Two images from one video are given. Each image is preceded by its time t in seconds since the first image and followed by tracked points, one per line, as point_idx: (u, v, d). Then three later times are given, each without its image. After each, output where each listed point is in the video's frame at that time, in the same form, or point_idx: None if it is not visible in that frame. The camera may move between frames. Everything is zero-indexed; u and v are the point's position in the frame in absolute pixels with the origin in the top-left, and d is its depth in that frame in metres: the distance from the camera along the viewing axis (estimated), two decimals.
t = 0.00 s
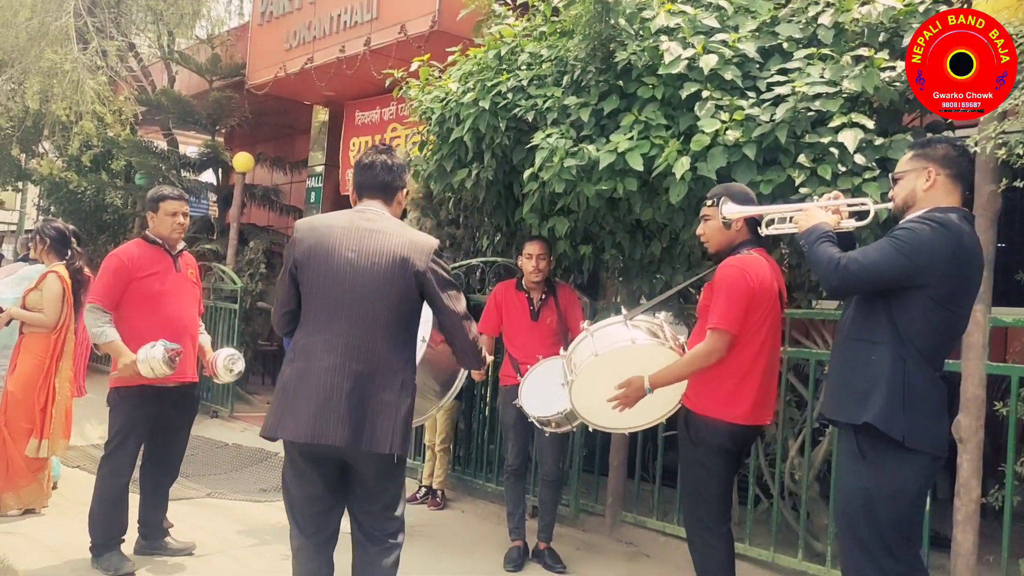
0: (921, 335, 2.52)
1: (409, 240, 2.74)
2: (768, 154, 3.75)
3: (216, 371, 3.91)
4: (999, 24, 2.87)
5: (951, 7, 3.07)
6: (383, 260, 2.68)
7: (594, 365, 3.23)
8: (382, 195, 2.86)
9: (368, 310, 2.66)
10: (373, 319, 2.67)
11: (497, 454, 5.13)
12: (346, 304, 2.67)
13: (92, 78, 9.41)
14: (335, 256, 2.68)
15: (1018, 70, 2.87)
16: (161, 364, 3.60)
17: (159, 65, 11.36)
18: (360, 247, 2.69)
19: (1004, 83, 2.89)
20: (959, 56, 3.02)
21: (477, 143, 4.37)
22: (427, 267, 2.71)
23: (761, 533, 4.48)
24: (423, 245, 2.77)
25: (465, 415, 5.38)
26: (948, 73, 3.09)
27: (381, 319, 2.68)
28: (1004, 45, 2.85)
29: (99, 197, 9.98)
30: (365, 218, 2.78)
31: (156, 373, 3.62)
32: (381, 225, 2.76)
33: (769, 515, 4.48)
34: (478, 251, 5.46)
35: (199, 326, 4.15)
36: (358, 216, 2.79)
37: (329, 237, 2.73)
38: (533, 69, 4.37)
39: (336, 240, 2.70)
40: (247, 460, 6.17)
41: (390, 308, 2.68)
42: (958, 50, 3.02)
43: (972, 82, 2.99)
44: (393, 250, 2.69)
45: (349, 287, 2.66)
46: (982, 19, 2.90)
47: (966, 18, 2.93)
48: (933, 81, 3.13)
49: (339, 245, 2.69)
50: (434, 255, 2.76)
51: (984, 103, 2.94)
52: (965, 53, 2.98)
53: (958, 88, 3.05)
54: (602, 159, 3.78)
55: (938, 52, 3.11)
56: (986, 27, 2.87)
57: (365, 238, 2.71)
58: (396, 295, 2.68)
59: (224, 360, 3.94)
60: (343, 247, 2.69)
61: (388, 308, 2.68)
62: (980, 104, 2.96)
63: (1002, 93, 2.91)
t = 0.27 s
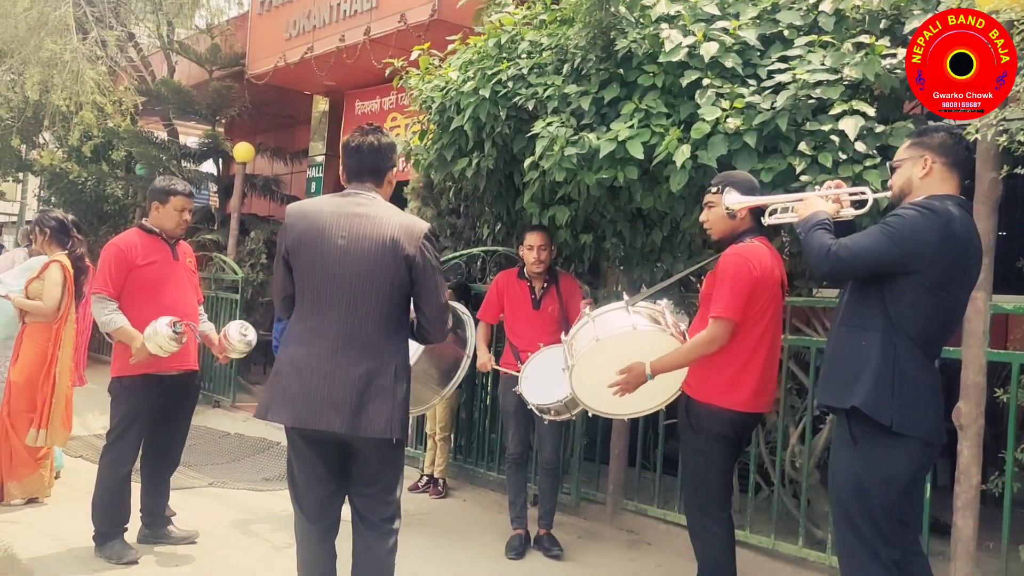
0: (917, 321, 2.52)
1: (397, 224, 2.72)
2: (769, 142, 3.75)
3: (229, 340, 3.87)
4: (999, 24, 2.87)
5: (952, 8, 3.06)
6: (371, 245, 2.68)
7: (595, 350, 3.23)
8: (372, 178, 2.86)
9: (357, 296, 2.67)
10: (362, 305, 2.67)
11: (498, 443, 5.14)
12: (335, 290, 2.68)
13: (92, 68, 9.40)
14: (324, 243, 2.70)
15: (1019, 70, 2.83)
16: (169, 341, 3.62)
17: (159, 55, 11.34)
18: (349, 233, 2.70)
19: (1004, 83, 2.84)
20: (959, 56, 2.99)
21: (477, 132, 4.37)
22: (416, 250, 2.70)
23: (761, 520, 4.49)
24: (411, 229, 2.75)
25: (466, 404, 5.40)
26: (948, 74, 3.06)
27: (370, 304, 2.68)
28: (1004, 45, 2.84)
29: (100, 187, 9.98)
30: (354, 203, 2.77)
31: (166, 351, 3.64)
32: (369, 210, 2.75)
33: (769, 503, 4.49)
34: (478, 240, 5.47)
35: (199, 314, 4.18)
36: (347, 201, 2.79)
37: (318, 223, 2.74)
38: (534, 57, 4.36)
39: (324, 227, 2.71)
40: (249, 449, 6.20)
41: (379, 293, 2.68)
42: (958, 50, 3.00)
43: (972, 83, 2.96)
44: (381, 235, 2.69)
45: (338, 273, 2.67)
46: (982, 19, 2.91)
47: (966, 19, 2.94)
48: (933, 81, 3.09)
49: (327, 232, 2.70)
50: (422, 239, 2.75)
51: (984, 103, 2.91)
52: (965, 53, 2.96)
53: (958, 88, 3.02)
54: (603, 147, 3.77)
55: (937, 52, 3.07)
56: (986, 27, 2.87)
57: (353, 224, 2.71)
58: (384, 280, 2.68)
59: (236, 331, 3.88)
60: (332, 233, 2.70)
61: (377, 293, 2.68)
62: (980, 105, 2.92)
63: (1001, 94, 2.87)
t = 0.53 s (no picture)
0: (921, 318, 2.52)
1: (389, 214, 2.70)
2: (772, 139, 3.74)
3: (232, 338, 3.90)
4: (999, 25, 2.88)
5: (950, 9, 3.07)
6: (364, 237, 2.65)
7: (600, 347, 3.23)
8: (356, 165, 2.82)
9: (353, 289, 2.66)
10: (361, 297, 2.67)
11: (500, 439, 5.14)
12: (332, 284, 2.66)
13: (93, 65, 9.40)
14: (317, 236, 2.67)
15: (1018, 70, 2.85)
16: (175, 329, 3.63)
17: (160, 52, 11.33)
18: (341, 225, 2.67)
19: (1004, 83, 2.86)
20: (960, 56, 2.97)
21: (479, 128, 4.36)
22: (408, 239, 2.69)
23: (763, 517, 4.49)
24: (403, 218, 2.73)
25: (468, 401, 5.40)
26: (948, 74, 3.05)
27: (367, 296, 2.67)
28: (1004, 46, 2.85)
29: (101, 184, 9.97)
30: (343, 194, 2.74)
31: (173, 340, 3.64)
32: (359, 200, 2.72)
33: (772, 499, 4.49)
34: (480, 237, 5.46)
35: (200, 312, 4.17)
36: (336, 192, 2.75)
37: (309, 216, 2.72)
38: (536, 53, 4.34)
39: (315, 220, 2.68)
40: (251, 446, 6.20)
41: (377, 285, 2.67)
42: (958, 50, 2.99)
43: (972, 83, 2.96)
44: (373, 226, 2.67)
45: (333, 267, 2.66)
46: (981, 19, 2.92)
47: (966, 19, 2.95)
48: (933, 81, 3.07)
49: (319, 226, 2.68)
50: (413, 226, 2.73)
51: (984, 103, 2.91)
52: (965, 53, 2.96)
53: (958, 89, 3.02)
54: (605, 144, 3.76)
55: (938, 52, 3.05)
56: (986, 27, 2.88)
57: (344, 216, 2.68)
58: (380, 272, 2.66)
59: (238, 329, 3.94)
60: (324, 226, 2.68)
61: (374, 285, 2.67)
62: (980, 104, 2.92)
63: (1001, 93, 2.87)
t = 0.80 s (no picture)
0: (920, 322, 2.52)
1: (377, 215, 2.68)
2: (772, 141, 3.75)
3: (225, 336, 3.83)
4: (999, 24, 2.88)
5: (951, 8, 3.05)
6: (351, 239, 2.64)
7: (603, 351, 3.23)
8: (339, 170, 2.80)
9: (344, 292, 2.65)
10: (353, 299, 2.66)
11: (500, 441, 5.14)
12: (324, 287, 2.66)
13: (94, 67, 9.41)
14: (307, 240, 2.67)
15: (1018, 70, 2.85)
16: (184, 334, 3.62)
17: (161, 54, 11.34)
18: (329, 228, 2.66)
19: (1004, 84, 2.87)
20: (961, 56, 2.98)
21: (480, 131, 4.36)
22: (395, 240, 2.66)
23: (764, 519, 4.50)
24: (392, 218, 2.71)
25: (469, 403, 5.40)
26: (948, 73, 3.06)
27: (360, 299, 2.66)
28: (1004, 46, 2.86)
29: (102, 186, 9.98)
30: (331, 197, 2.73)
31: (182, 345, 3.63)
32: (347, 203, 2.71)
33: (772, 502, 4.49)
34: (480, 239, 5.47)
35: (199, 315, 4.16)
36: (324, 195, 2.74)
37: (299, 220, 2.71)
38: (537, 56, 4.34)
39: (304, 224, 2.68)
40: (251, 448, 6.20)
41: (368, 286, 2.66)
42: (958, 50, 3.00)
43: (972, 83, 2.97)
44: (360, 228, 2.65)
45: (323, 270, 2.65)
46: (981, 19, 2.91)
47: (966, 19, 2.94)
48: (932, 80, 3.09)
49: (308, 230, 2.67)
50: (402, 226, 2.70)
51: (984, 103, 2.92)
52: (965, 53, 2.97)
53: (958, 89, 3.02)
54: (605, 146, 3.77)
55: (937, 52, 3.06)
56: (986, 27, 2.87)
57: (331, 219, 2.67)
58: (371, 274, 2.65)
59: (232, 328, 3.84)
60: (313, 230, 2.67)
61: (366, 287, 2.66)
62: (980, 104, 2.93)
63: (1001, 94, 2.88)
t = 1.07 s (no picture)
0: (923, 329, 2.51)
1: (369, 213, 2.66)
2: (772, 144, 3.76)
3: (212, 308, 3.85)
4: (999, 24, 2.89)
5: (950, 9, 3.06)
6: (345, 239, 2.64)
7: (613, 355, 3.23)
8: (335, 176, 2.80)
9: (338, 292, 2.66)
10: (347, 298, 2.66)
11: (501, 444, 5.15)
12: (318, 287, 2.67)
13: (95, 70, 9.43)
14: (301, 241, 2.68)
15: (1018, 70, 2.88)
16: (184, 277, 3.59)
17: (162, 57, 11.36)
18: (322, 228, 2.67)
19: (1004, 84, 2.89)
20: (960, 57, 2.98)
21: (480, 134, 4.37)
22: (388, 239, 2.64)
23: (764, 522, 4.50)
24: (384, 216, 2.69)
25: (469, 405, 5.40)
26: (947, 73, 3.06)
27: (354, 297, 2.67)
28: (1005, 46, 2.87)
29: (103, 188, 10.00)
30: (323, 197, 2.73)
31: (182, 287, 3.59)
32: (339, 203, 2.70)
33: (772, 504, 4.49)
34: (481, 242, 5.48)
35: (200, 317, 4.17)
36: (317, 196, 2.75)
37: (293, 221, 2.72)
38: (537, 59, 4.35)
39: (297, 225, 2.69)
40: (252, 451, 6.20)
41: (362, 285, 2.66)
42: (958, 50, 3.01)
43: (972, 83, 2.99)
44: (353, 227, 2.64)
45: (317, 270, 2.66)
46: (981, 19, 2.92)
47: (966, 19, 2.95)
48: (932, 81, 3.10)
49: (302, 230, 2.68)
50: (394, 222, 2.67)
51: (984, 103, 2.94)
52: (965, 53, 2.98)
53: (958, 88, 3.03)
54: (606, 150, 3.78)
55: (938, 52, 3.07)
56: (986, 28, 2.88)
57: (325, 219, 2.67)
58: (364, 273, 2.65)
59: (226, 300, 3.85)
60: (307, 231, 2.68)
61: (360, 285, 2.66)
62: (980, 104, 2.95)
63: (1001, 93, 2.91)
